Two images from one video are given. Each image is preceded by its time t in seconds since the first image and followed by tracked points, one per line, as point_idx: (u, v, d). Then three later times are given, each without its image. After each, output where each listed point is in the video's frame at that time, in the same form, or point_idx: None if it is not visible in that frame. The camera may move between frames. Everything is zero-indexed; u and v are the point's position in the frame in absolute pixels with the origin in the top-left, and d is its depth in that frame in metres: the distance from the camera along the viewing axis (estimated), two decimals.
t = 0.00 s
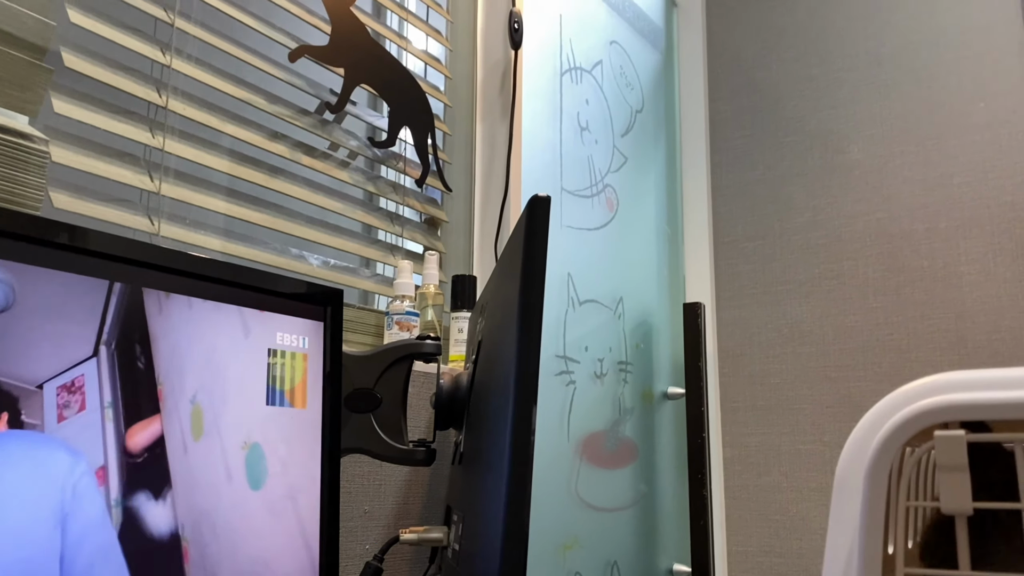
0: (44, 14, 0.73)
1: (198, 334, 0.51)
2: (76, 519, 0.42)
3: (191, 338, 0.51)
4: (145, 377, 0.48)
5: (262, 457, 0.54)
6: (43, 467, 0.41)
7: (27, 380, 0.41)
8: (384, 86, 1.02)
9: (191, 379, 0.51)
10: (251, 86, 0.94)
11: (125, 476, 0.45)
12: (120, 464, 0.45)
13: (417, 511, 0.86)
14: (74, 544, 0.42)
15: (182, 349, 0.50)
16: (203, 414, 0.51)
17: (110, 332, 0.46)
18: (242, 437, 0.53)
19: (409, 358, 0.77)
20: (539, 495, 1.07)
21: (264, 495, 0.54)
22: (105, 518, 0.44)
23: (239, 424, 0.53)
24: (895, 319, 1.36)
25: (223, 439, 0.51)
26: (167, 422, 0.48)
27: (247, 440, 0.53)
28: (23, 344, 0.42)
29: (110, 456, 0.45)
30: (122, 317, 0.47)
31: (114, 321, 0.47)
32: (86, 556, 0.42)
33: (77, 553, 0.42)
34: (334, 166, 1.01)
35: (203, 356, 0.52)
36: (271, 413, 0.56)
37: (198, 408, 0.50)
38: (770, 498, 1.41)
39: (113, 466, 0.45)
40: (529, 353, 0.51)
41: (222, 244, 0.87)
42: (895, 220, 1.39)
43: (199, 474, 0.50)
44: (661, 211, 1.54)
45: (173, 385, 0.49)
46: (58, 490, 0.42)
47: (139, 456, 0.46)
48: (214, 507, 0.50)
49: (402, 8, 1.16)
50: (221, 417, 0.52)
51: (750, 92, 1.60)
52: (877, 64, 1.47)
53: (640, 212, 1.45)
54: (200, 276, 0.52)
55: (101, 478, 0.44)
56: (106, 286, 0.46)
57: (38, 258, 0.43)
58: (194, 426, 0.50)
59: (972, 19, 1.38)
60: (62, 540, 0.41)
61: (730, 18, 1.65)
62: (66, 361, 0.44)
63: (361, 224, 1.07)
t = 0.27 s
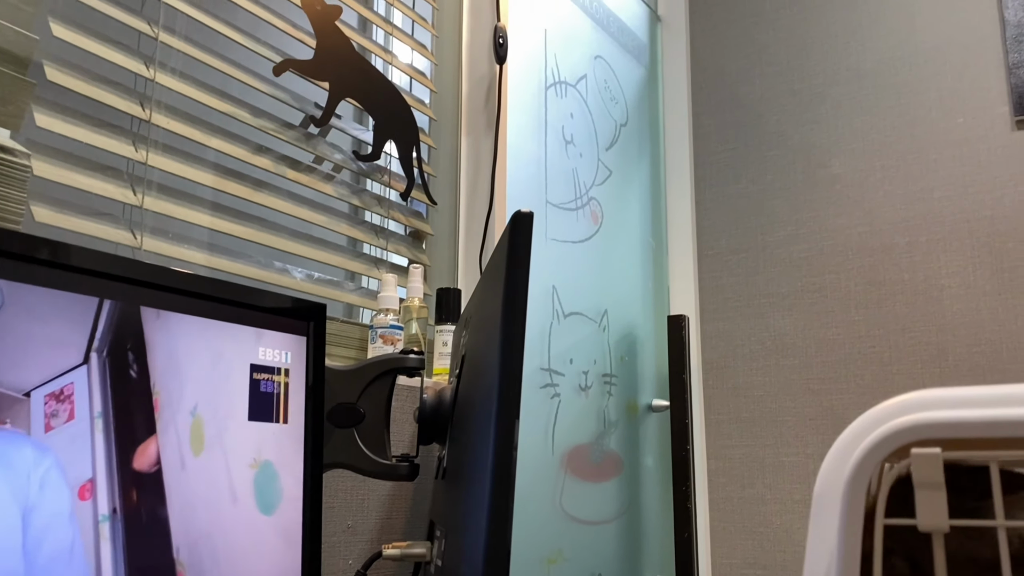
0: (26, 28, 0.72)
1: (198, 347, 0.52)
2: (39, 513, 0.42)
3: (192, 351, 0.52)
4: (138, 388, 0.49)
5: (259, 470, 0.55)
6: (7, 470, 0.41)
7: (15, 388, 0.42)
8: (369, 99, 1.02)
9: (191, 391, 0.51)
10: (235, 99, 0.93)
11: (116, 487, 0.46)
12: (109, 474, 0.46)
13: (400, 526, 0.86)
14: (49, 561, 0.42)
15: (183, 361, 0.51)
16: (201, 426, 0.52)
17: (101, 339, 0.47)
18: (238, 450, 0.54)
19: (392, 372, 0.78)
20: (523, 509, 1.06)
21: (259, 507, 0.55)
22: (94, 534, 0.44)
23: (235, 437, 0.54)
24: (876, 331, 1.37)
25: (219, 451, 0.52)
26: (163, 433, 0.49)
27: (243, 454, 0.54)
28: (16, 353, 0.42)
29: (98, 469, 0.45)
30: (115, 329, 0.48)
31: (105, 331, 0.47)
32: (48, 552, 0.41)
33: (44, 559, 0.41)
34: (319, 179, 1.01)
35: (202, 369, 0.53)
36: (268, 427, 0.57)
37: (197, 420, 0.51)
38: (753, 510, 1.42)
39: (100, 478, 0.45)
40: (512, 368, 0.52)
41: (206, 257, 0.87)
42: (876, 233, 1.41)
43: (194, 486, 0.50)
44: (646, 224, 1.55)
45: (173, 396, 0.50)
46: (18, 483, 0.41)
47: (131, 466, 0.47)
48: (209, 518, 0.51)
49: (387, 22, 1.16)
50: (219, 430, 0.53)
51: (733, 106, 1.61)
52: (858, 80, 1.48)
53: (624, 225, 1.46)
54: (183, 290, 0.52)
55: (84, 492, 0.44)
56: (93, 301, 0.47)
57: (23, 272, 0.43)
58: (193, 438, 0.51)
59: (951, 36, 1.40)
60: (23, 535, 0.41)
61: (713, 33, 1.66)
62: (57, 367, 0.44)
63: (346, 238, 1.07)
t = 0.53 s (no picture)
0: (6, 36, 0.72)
1: (195, 362, 0.53)
2: (12, 495, 0.41)
3: (190, 366, 0.53)
4: (130, 397, 0.49)
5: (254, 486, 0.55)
6: None
7: (1, 403, 0.41)
8: (354, 109, 1.02)
9: (190, 405, 0.52)
10: (219, 109, 0.93)
11: (107, 506, 0.45)
12: (99, 491, 0.45)
13: (384, 537, 0.85)
14: (22, 565, 0.41)
15: (181, 375, 0.52)
16: (203, 440, 0.52)
17: (89, 351, 0.47)
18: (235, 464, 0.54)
19: (377, 384, 0.77)
20: (508, 521, 1.06)
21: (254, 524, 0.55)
22: (86, 555, 0.44)
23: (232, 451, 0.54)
24: (860, 341, 1.38)
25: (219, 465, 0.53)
26: (163, 446, 0.49)
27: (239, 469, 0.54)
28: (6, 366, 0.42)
29: (88, 487, 0.45)
30: (105, 341, 0.48)
31: (94, 343, 0.47)
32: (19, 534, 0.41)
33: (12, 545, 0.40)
34: (303, 189, 1.01)
35: (201, 383, 0.53)
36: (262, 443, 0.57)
37: (198, 434, 0.52)
38: (739, 520, 1.42)
39: (90, 496, 0.45)
40: (495, 380, 0.51)
41: (190, 268, 0.86)
42: (860, 244, 1.42)
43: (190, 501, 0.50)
44: (631, 235, 1.55)
45: (174, 410, 0.51)
46: None
47: (124, 482, 0.47)
48: (207, 531, 0.51)
49: (373, 32, 1.16)
50: (218, 444, 0.53)
51: (717, 117, 1.62)
52: (841, 91, 1.49)
53: (610, 235, 1.46)
54: (166, 302, 0.52)
55: (73, 511, 0.44)
56: (78, 316, 0.47)
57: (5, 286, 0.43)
58: (193, 450, 0.51)
59: (933, 48, 1.42)
60: None
61: (697, 45, 1.67)
62: (45, 381, 0.44)
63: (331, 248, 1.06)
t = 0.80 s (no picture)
0: None
1: (185, 377, 0.53)
2: None
3: (181, 381, 0.52)
4: (113, 402, 0.48)
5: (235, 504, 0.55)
6: None
7: None
8: (341, 117, 1.02)
9: (180, 420, 0.52)
10: (205, 117, 0.93)
11: (88, 516, 0.45)
12: (81, 501, 0.45)
13: (370, 548, 0.85)
14: None
15: (172, 390, 0.52)
16: (193, 456, 0.52)
17: (71, 355, 0.46)
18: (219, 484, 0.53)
19: (361, 393, 0.77)
20: (495, 531, 1.05)
21: (235, 543, 0.54)
22: (66, 567, 0.43)
23: (219, 469, 0.54)
24: (845, 350, 1.38)
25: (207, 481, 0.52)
26: (150, 460, 0.49)
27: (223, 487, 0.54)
28: None
29: (70, 497, 0.44)
30: (88, 348, 0.47)
31: (75, 349, 0.47)
32: None
33: None
34: (290, 198, 1.00)
35: (191, 399, 0.53)
36: (246, 462, 0.57)
37: (189, 449, 0.51)
38: (725, 529, 1.42)
39: (72, 507, 0.44)
40: (481, 390, 0.51)
41: (175, 277, 0.86)
42: (845, 253, 1.42)
43: (172, 516, 0.50)
44: (618, 243, 1.56)
45: (164, 424, 0.50)
46: None
47: (108, 490, 0.46)
48: (197, 549, 0.51)
49: (360, 41, 1.17)
50: (206, 461, 0.52)
51: (704, 127, 1.62)
52: (826, 102, 1.50)
53: (597, 244, 1.46)
54: (151, 311, 0.51)
55: (55, 522, 0.43)
56: (61, 323, 0.46)
57: None
58: (184, 465, 0.51)
59: (917, 60, 1.43)
60: None
61: (684, 55, 1.68)
62: (27, 386, 0.43)
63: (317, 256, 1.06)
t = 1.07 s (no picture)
0: None
1: (169, 390, 0.52)
2: None
3: (163, 394, 0.52)
4: (92, 413, 0.47)
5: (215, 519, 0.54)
6: None
7: None
8: (327, 124, 1.01)
9: (162, 434, 0.51)
10: (190, 123, 0.93)
11: (65, 529, 0.44)
12: (57, 514, 0.44)
13: (355, 556, 0.84)
14: None
15: (154, 404, 0.51)
16: (174, 472, 0.51)
17: (50, 363, 0.46)
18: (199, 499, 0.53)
19: (347, 401, 0.77)
20: (481, 539, 1.05)
21: (215, 557, 0.54)
22: None
23: (200, 484, 0.53)
24: (831, 357, 1.39)
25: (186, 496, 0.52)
26: (130, 474, 0.48)
27: (202, 502, 0.53)
28: None
29: (45, 509, 0.43)
30: (68, 355, 0.47)
31: (55, 357, 0.46)
32: None
33: None
34: (275, 204, 1.00)
35: (174, 412, 0.52)
36: (229, 474, 0.56)
37: (169, 464, 0.51)
38: (711, 536, 1.42)
39: (46, 519, 0.43)
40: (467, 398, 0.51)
41: (160, 283, 0.85)
42: (830, 261, 1.43)
43: (150, 533, 0.49)
44: (605, 251, 1.56)
45: (146, 438, 0.50)
46: None
47: (87, 501, 0.46)
48: (175, 565, 0.50)
49: (348, 48, 1.16)
50: (187, 477, 0.52)
51: (690, 135, 1.63)
52: (811, 110, 1.51)
53: (584, 252, 1.47)
54: (135, 318, 0.51)
55: (28, 536, 0.42)
56: (40, 329, 0.45)
57: None
58: (164, 481, 0.50)
59: (901, 69, 1.45)
60: None
61: (671, 64, 1.69)
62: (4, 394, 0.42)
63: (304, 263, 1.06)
